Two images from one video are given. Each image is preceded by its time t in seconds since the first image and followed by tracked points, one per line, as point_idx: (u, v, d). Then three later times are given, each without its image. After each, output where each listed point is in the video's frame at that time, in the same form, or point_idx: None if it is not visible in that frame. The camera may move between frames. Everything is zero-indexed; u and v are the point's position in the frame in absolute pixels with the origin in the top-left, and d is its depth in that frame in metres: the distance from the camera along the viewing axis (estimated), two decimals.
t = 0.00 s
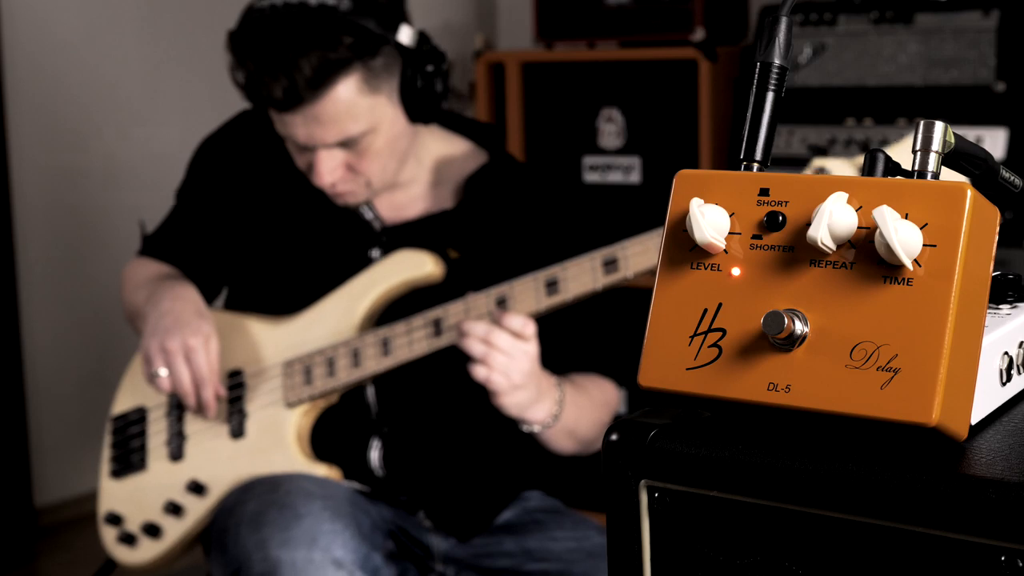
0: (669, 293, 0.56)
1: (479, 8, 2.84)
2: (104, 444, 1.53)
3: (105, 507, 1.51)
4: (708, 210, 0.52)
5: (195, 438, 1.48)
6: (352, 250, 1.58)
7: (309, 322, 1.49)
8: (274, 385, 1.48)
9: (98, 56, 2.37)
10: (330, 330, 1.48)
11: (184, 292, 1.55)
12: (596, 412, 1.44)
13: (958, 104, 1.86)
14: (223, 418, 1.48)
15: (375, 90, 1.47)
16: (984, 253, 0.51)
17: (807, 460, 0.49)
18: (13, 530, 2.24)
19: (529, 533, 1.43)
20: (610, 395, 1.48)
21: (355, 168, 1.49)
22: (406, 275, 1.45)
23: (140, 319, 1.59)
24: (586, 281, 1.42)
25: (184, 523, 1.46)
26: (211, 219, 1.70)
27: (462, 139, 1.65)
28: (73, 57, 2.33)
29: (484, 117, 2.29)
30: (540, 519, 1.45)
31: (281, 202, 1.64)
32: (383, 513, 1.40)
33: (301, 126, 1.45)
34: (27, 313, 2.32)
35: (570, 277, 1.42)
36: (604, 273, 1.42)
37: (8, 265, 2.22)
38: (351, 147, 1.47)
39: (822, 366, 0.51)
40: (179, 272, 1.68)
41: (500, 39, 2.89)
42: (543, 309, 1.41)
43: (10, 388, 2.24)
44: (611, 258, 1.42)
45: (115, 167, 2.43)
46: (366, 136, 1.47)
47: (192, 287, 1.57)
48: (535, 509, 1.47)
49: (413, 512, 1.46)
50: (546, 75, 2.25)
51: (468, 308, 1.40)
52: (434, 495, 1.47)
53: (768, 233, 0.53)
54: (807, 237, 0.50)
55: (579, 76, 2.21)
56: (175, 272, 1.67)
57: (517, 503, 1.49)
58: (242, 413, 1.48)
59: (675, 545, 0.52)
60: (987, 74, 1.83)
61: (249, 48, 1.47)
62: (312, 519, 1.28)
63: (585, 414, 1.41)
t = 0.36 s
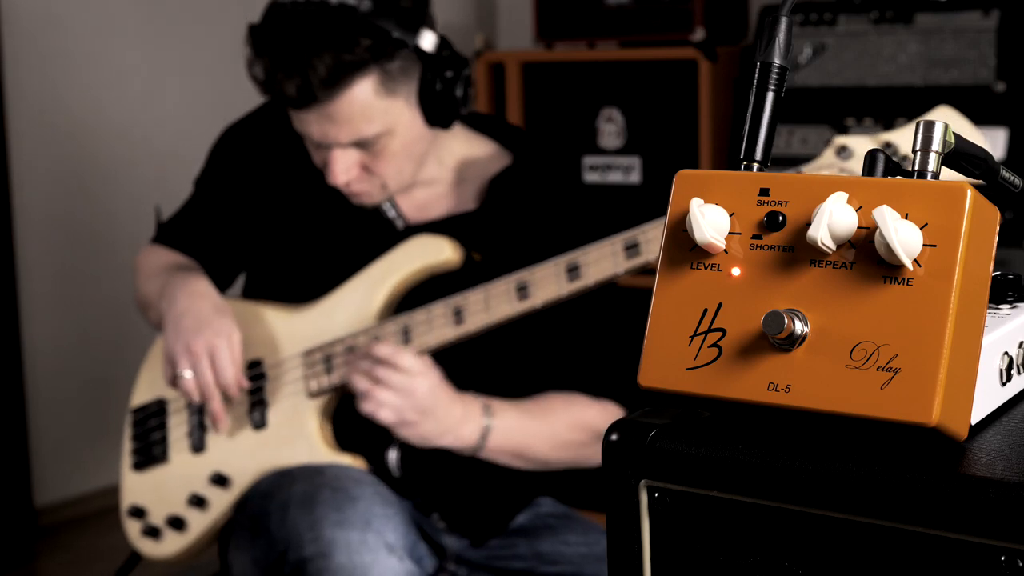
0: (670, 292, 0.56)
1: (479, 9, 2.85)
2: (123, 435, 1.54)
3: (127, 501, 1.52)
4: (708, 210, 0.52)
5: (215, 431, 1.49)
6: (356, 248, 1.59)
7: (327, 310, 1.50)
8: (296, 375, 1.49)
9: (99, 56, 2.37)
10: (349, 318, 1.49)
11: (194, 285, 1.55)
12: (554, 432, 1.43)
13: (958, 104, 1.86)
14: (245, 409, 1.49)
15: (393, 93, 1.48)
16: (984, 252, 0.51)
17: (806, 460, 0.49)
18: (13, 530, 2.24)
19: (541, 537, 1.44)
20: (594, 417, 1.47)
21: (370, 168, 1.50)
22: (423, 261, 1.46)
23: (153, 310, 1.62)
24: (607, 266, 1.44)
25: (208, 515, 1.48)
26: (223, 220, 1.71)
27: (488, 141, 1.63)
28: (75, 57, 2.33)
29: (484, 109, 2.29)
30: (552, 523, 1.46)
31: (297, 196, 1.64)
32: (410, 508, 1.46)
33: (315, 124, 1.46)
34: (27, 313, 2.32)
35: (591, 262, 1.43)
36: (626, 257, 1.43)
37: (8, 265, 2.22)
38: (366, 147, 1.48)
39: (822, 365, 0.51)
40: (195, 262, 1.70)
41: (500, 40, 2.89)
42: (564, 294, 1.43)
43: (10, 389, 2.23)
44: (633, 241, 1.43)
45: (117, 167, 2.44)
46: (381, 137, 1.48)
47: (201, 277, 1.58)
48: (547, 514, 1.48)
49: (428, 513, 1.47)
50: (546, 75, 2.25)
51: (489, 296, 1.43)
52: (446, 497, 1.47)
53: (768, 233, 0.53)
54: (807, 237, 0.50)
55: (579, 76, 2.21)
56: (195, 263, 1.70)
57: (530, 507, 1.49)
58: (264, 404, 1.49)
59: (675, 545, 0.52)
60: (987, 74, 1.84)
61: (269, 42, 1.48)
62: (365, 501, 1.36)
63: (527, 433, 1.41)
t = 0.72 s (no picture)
0: (671, 292, 0.56)
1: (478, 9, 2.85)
2: (127, 428, 1.55)
3: (131, 494, 1.53)
4: (708, 210, 0.53)
5: (219, 426, 1.50)
6: (362, 249, 1.60)
7: (337, 307, 1.50)
8: (304, 371, 1.49)
9: (99, 55, 2.37)
10: (359, 315, 1.48)
11: (201, 279, 1.56)
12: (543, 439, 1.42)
13: (958, 104, 1.86)
14: (252, 404, 1.49)
15: (415, 76, 1.50)
16: (984, 253, 0.51)
17: (806, 460, 0.49)
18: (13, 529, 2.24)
19: (542, 535, 1.44)
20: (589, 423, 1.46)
21: (395, 158, 1.51)
22: (435, 262, 1.45)
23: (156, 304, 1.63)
24: (622, 269, 1.38)
25: (213, 510, 1.49)
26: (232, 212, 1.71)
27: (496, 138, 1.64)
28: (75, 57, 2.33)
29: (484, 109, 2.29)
30: (554, 523, 1.46)
31: (312, 176, 1.65)
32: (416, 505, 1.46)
33: (341, 113, 1.48)
34: (27, 312, 2.32)
35: (607, 264, 1.38)
36: (641, 260, 1.38)
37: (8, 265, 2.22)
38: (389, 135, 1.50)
39: (822, 365, 0.51)
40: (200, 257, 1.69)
41: (500, 40, 2.90)
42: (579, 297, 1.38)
43: (10, 389, 2.23)
44: (649, 246, 1.38)
45: (117, 167, 2.44)
46: (405, 124, 1.50)
47: (206, 271, 1.58)
48: (548, 513, 1.47)
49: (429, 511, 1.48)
50: (546, 75, 2.25)
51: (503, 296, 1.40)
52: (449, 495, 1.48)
53: (767, 233, 0.53)
54: (807, 237, 0.50)
55: (579, 76, 2.21)
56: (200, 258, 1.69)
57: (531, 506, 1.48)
58: (271, 400, 1.49)
59: (675, 545, 0.52)
60: (987, 74, 1.84)
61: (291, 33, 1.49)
62: (377, 494, 1.36)
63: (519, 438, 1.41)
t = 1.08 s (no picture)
0: (670, 292, 0.56)
1: (478, 9, 2.85)
2: (125, 432, 1.55)
3: (131, 498, 1.52)
4: (708, 211, 0.53)
5: (218, 428, 1.49)
6: (360, 249, 1.60)
7: (333, 307, 1.49)
8: (302, 371, 1.48)
9: (99, 55, 2.37)
10: (356, 314, 1.48)
11: (194, 284, 1.56)
12: (551, 436, 1.42)
13: (958, 104, 1.86)
14: (251, 406, 1.49)
15: (411, 76, 1.49)
16: (984, 252, 0.51)
17: (806, 459, 0.49)
18: (13, 529, 2.24)
19: (542, 534, 1.43)
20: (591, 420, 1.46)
21: (396, 159, 1.50)
22: (433, 259, 1.46)
23: (151, 309, 1.63)
24: (619, 263, 1.38)
25: (213, 512, 1.48)
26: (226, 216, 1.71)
27: (488, 139, 1.63)
28: (75, 57, 2.33)
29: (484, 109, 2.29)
30: (553, 523, 1.45)
31: (308, 177, 1.65)
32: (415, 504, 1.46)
33: (340, 119, 1.47)
34: (27, 312, 2.32)
35: (603, 259, 1.38)
36: (638, 256, 1.37)
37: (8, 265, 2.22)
38: (390, 137, 1.49)
39: (822, 365, 0.51)
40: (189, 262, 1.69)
41: (500, 39, 2.89)
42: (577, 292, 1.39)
43: (10, 389, 2.23)
44: (646, 241, 1.37)
45: (117, 167, 2.43)
46: (404, 124, 1.49)
47: (201, 276, 1.58)
48: (547, 513, 1.47)
49: (429, 510, 1.48)
50: (546, 75, 2.25)
51: (499, 294, 1.40)
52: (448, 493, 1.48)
53: (768, 233, 0.53)
54: (807, 237, 0.50)
55: (579, 76, 2.21)
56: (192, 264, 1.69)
57: (531, 505, 1.47)
58: (270, 402, 1.48)
59: (676, 545, 0.52)
60: (987, 74, 1.84)
61: (286, 42, 1.48)
62: (378, 496, 1.37)
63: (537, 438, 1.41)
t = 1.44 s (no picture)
0: (670, 292, 0.56)
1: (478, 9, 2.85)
2: (115, 442, 1.54)
3: (122, 507, 1.52)
4: (708, 211, 0.52)
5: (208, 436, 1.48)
6: (353, 248, 1.59)
7: (321, 314, 1.47)
8: (292, 377, 1.48)
9: (98, 56, 2.37)
10: (345, 321, 1.47)
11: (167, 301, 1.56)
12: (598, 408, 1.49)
13: (958, 104, 1.86)
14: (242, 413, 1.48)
15: (411, 68, 1.51)
16: (984, 252, 0.51)
17: (806, 459, 0.49)
18: (13, 529, 2.24)
19: (542, 536, 1.45)
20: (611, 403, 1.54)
21: (396, 152, 1.53)
22: (421, 262, 1.45)
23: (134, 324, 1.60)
24: (609, 260, 1.44)
25: (205, 520, 1.48)
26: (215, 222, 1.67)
27: (469, 135, 1.65)
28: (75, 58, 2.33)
29: (484, 112, 2.29)
30: (552, 523, 1.46)
31: (299, 179, 1.63)
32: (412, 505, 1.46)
33: (343, 113, 1.50)
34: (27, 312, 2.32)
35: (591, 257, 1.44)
36: (627, 252, 1.44)
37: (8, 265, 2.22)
38: (391, 131, 1.52)
39: (822, 365, 0.51)
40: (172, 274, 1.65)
41: (500, 39, 2.89)
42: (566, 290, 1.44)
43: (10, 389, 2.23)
44: (634, 237, 1.44)
45: (118, 167, 2.43)
46: (405, 117, 1.52)
47: (169, 290, 1.58)
48: (546, 512, 1.48)
49: (428, 510, 1.48)
50: (546, 75, 2.25)
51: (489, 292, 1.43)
52: (447, 493, 1.49)
53: (768, 233, 0.53)
54: (807, 237, 0.50)
55: (579, 76, 2.21)
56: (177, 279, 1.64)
57: (530, 505, 1.50)
58: (260, 407, 1.48)
59: (675, 545, 0.52)
60: (987, 74, 1.84)
61: (269, 40, 1.53)
62: (368, 505, 1.37)
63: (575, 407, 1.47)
